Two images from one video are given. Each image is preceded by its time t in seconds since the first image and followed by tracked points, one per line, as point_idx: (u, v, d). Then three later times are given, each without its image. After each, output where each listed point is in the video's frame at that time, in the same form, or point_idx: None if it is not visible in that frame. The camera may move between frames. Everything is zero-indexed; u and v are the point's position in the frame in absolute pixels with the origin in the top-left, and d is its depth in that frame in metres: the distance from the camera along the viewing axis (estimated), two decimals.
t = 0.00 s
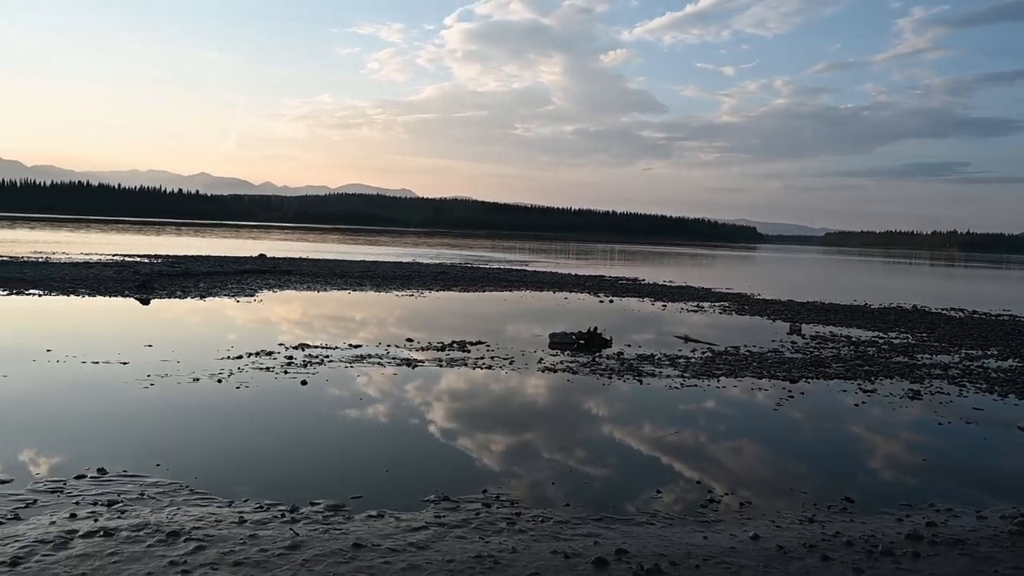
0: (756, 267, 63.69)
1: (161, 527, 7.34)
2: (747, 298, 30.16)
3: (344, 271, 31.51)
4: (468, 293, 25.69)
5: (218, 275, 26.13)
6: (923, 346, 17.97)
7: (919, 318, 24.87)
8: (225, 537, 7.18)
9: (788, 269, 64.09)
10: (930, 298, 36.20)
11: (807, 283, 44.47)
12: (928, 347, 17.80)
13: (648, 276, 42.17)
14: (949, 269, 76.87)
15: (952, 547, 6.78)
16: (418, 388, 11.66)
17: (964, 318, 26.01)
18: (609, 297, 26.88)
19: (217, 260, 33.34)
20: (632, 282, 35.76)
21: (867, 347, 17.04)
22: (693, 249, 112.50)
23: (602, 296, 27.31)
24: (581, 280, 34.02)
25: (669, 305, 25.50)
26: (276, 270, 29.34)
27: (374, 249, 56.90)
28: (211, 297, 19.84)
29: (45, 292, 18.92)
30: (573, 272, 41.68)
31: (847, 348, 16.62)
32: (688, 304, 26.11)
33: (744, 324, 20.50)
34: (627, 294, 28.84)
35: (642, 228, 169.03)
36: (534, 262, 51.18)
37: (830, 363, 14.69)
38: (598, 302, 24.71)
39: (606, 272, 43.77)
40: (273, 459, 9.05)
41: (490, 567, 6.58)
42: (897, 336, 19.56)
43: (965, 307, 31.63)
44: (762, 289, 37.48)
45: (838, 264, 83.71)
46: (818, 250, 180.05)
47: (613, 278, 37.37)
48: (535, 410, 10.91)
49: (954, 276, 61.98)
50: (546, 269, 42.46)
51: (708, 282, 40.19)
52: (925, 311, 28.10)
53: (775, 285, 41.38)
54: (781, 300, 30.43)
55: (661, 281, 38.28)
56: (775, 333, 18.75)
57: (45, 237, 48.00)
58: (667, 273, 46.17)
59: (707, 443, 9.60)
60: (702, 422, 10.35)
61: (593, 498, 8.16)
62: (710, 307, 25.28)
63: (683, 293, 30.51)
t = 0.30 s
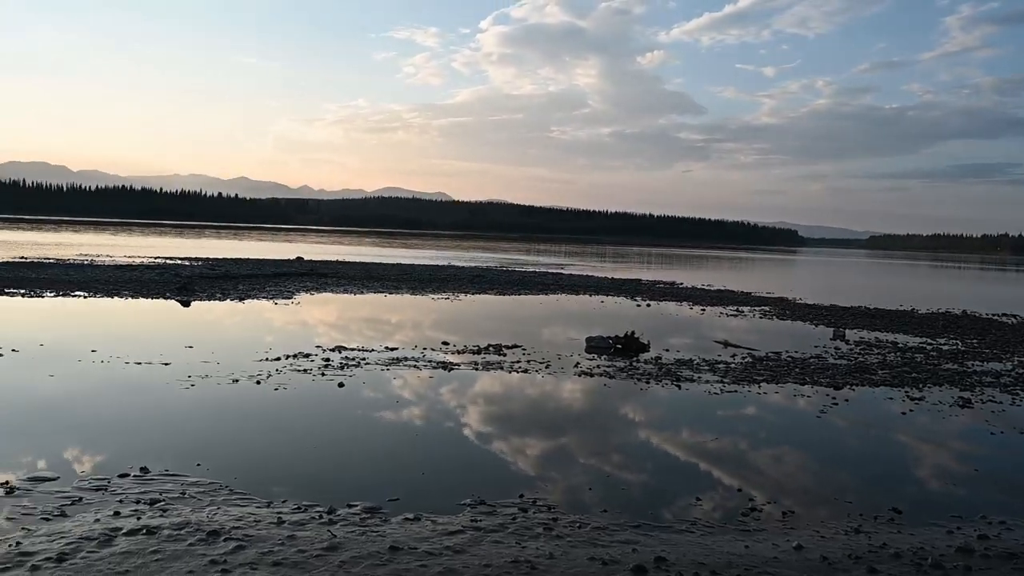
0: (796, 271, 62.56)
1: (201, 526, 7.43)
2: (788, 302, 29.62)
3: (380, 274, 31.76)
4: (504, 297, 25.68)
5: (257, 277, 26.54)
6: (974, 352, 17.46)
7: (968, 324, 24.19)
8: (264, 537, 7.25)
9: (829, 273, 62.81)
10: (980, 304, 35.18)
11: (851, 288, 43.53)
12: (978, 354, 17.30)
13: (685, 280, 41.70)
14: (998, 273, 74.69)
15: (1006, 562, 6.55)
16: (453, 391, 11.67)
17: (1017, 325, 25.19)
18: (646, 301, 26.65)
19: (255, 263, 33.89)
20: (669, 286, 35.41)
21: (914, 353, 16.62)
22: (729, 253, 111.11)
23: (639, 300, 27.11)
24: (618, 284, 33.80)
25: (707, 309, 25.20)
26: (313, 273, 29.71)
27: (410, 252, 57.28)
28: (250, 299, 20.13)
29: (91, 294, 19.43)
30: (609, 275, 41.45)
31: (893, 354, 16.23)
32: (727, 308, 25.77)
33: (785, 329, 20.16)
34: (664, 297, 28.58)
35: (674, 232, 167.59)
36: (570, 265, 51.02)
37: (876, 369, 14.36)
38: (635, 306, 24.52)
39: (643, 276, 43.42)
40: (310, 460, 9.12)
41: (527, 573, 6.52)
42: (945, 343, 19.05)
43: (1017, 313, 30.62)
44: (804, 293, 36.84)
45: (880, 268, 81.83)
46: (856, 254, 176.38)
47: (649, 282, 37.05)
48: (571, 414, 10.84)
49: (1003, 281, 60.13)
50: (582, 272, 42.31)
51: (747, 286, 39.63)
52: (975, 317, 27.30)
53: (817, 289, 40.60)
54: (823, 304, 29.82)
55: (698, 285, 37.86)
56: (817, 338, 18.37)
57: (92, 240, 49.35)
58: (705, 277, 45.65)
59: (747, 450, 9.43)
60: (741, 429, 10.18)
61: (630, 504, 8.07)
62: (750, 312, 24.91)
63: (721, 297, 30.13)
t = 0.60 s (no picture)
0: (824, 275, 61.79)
1: (228, 526, 7.49)
2: (818, 307, 29.22)
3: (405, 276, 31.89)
4: (529, 300, 25.66)
5: (282, 279, 26.78)
6: (1010, 359, 17.10)
7: (1004, 330, 23.68)
8: (290, 538, 7.28)
9: (858, 277, 61.94)
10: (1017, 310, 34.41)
11: (882, 293, 42.82)
12: (1014, 361, 16.93)
13: (712, 284, 41.35)
14: None
15: None
16: (477, 394, 11.67)
17: None
18: (671, 305, 26.47)
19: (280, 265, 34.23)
20: (695, 289, 35.14)
21: (948, 359, 16.31)
22: (754, 256, 110.01)
23: (664, 303, 26.93)
24: (643, 287, 33.62)
25: (734, 313, 24.97)
26: (338, 275, 29.93)
27: (436, 255, 57.51)
28: (275, 301, 20.31)
29: (121, 294, 19.75)
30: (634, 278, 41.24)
31: (926, 361, 15.95)
32: (754, 312, 25.50)
33: (814, 334, 19.90)
34: (690, 301, 28.36)
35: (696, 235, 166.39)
36: (595, 268, 50.82)
37: (908, 376, 14.11)
38: (661, 310, 24.35)
39: (669, 279, 43.13)
40: (335, 462, 9.16)
41: None
42: (980, 349, 18.67)
43: None
44: (833, 298, 36.33)
45: (910, 272, 80.50)
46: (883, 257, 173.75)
47: (675, 286, 36.80)
48: (595, 418, 10.78)
49: None
50: (606, 276, 42.16)
51: (775, 290, 39.20)
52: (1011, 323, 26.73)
53: (846, 294, 40.05)
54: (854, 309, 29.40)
55: (725, 289, 37.52)
56: (847, 344, 18.09)
57: (124, 241, 50.27)
58: (732, 281, 45.23)
59: (774, 457, 9.30)
60: (768, 435, 10.05)
61: (655, 510, 8.01)
62: (778, 316, 24.62)
63: (749, 301, 29.83)
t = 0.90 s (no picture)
0: (860, 279, 60.65)
1: (262, 526, 7.56)
2: (856, 312, 28.66)
3: (435, 279, 32.00)
4: (560, 303, 25.57)
5: (315, 282, 27.09)
6: None
7: None
8: (323, 539, 7.32)
9: (896, 282, 60.65)
10: None
11: (922, 298, 41.89)
12: None
13: (746, 288, 40.82)
14: None
15: None
16: (507, 397, 11.65)
17: None
18: (705, 309, 26.19)
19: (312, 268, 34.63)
20: (729, 294, 34.73)
21: (993, 367, 15.89)
22: (786, 260, 108.44)
23: (698, 308, 26.66)
24: (675, 291, 33.34)
25: (769, 317, 24.62)
26: (370, 278, 30.18)
27: (467, 258, 57.71)
28: (308, 303, 20.54)
29: (158, 296, 20.14)
30: (665, 282, 40.90)
31: (969, 368, 15.55)
32: (790, 317, 25.11)
33: (852, 340, 19.55)
34: (724, 306, 28.03)
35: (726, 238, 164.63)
36: (626, 272, 50.51)
37: (950, 383, 13.78)
38: (694, 314, 24.11)
39: (701, 283, 42.69)
40: (367, 463, 9.22)
41: None
42: None
43: None
44: (871, 303, 35.59)
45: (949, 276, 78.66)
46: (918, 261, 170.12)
47: (708, 289, 36.41)
48: (627, 423, 10.69)
49: None
50: (637, 279, 41.90)
51: (811, 295, 38.55)
52: None
53: (885, 299, 39.26)
54: (894, 315, 28.78)
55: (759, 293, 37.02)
56: (887, 350, 17.71)
57: (162, 244, 51.31)
58: (766, 285, 44.62)
59: (811, 465, 9.14)
60: (804, 442, 9.89)
61: (689, 516, 7.91)
62: (814, 321, 24.20)
63: (784, 305, 29.42)
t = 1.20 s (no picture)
0: (899, 284, 59.34)
1: (295, 528, 7.61)
2: (895, 318, 28.07)
3: (465, 283, 32.09)
4: (591, 308, 25.46)
5: (346, 286, 27.32)
6: None
7: None
8: (355, 542, 7.35)
9: (934, 287, 59.32)
10: None
11: (966, 304, 40.80)
12: None
13: (780, 294, 40.26)
14: None
15: None
16: (538, 402, 11.62)
17: None
18: (739, 315, 25.85)
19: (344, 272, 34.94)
20: (763, 299, 34.26)
21: None
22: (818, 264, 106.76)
23: (732, 313, 26.32)
24: (708, 297, 32.97)
25: (806, 323, 24.22)
26: (401, 282, 30.36)
27: (497, 263, 57.82)
28: (340, 307, 20.72)
29: (193, 299, 20.48)
30: (698, 287, 40.44)
31: (1015, 376, 15.12)
32: (827, 323, 24.67)
33: (892, 346, 19.13)
34: (759, 311, 27.65)
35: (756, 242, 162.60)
36: (658, 277, 50.09)
37: (995, 392, 13.41)
38: (728, 319, 23.82)
39: (734, 289, 42.20)
40: (398, 467, 9.24)
41: None
42: None
43: None
44: (912, 309, 34.78)
45: (991, 281, 76.63)
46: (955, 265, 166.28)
47: (743, 295, 35.95)
48: (659, 429, 10.59)
49: None
50: (669, 284, 41.51)
51: (848, 300, 37.82)
52: None
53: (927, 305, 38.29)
54: (935, 321, 28.15)
55: (795, 298, 36.42)
56: (928, 357, 17.31)
57: (198, 249, 52.27)
58: (802, 291, 43.88)
59: (849, 475, 8.96)
60: (842, 450, 9.70)
61: (724, 525, 7.80)
62: (853, 328, 23.74)
63: (821, 311, 28.90)
